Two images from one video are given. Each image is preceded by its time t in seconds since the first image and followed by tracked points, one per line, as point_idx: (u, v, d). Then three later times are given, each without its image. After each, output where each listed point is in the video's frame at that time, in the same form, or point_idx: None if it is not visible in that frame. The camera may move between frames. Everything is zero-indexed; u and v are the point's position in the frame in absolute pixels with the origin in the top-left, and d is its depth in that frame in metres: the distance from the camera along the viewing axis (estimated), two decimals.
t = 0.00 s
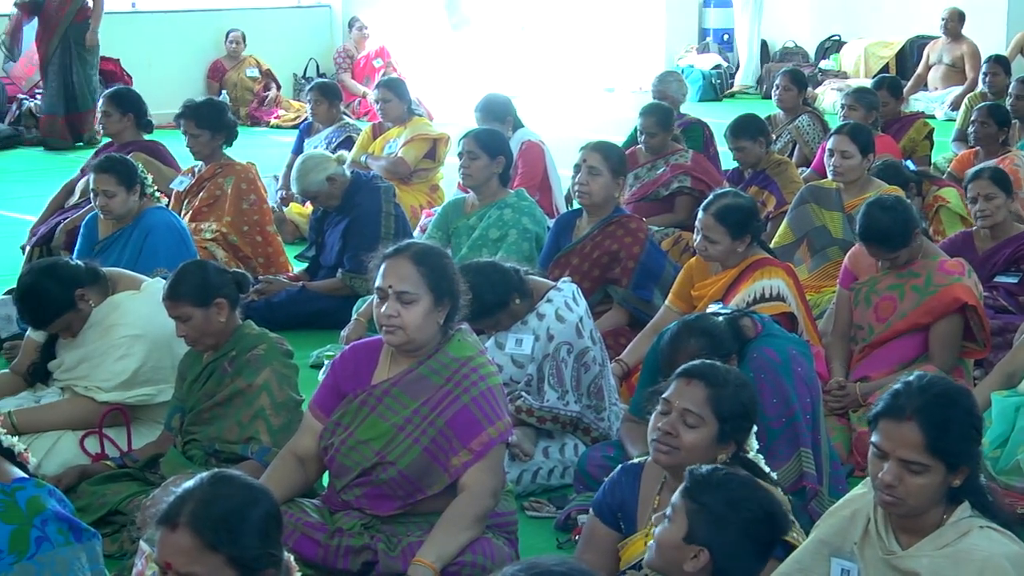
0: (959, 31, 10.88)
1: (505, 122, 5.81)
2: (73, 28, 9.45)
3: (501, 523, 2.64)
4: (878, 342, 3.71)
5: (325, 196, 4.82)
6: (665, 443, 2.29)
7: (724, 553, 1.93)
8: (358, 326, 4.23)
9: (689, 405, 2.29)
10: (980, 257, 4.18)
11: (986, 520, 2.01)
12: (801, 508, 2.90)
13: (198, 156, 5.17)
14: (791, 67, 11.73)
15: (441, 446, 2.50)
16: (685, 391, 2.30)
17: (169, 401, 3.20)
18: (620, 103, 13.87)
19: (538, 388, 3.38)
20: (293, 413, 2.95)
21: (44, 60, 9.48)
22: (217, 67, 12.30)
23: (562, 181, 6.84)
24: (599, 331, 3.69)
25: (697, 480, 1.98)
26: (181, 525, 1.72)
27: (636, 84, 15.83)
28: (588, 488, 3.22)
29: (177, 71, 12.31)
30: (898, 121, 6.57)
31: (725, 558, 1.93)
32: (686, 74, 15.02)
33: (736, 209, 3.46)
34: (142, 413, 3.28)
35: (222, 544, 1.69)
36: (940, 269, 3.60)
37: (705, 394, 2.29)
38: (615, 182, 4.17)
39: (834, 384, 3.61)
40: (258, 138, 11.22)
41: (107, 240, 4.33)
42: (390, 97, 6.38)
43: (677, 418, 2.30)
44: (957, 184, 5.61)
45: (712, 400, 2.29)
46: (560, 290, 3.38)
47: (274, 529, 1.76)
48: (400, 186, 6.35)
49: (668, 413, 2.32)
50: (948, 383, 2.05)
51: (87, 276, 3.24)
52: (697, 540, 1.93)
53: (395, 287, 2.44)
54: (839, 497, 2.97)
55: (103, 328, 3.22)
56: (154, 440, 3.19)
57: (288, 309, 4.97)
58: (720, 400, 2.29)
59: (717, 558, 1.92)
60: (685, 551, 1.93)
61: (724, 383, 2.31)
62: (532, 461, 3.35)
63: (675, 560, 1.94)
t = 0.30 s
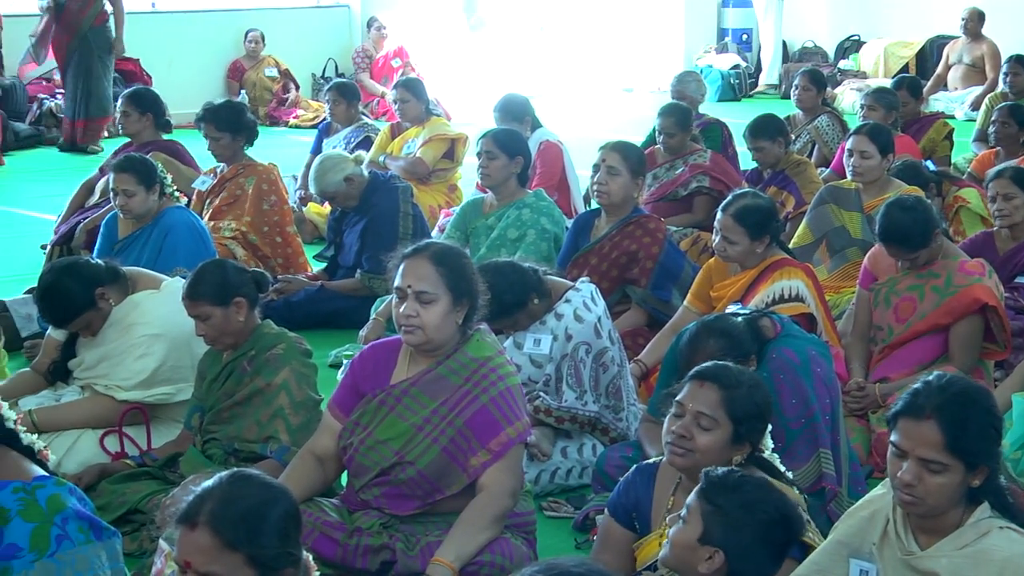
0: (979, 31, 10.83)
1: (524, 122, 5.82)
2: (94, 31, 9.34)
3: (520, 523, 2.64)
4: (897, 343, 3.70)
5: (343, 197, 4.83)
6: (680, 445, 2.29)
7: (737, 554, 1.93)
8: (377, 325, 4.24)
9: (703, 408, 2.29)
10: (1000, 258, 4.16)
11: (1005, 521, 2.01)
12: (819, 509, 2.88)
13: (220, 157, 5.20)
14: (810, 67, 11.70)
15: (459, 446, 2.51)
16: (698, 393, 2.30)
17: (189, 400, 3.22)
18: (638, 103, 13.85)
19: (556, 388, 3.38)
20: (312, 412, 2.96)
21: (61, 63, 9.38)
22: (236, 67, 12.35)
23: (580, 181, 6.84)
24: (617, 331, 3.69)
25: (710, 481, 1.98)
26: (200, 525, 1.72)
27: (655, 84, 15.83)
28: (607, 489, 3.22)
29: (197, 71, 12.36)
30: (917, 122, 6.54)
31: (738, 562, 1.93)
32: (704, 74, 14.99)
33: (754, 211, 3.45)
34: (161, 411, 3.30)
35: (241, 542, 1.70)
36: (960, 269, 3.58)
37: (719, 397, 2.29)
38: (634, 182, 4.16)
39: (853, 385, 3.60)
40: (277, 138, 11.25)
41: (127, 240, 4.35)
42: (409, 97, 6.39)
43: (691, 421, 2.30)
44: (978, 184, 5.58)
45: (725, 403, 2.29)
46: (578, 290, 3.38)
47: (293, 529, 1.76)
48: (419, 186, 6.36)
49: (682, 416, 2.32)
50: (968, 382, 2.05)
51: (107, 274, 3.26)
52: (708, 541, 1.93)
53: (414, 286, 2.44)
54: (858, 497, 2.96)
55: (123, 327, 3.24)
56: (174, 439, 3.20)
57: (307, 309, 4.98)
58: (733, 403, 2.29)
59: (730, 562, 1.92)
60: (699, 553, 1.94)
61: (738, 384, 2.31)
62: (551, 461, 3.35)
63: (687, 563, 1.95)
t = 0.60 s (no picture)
0: (1003, 31, 10.77)
1: (546, 122, 5.82)
2: (120, 31, 9.30)
3: (542, 523, 2.65)
4: (920, 345, 3.68)
5: (364, 197, 4.85)
6: (705, 444, 2.29)
7: (753, 552, 1.92)
8: (399, 325, 4.26)
9: (729, 406, 2.29)
10: None
11: None
12: (842, 509, 2.86)
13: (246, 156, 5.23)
14: (833, 67, 11.66)
15: (481, 446, 2.51)
16: (725, 391, 2.30)
17: (212, 399, 3.25)
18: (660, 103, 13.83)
19: (578, 388, 3.38)
20: (334, 411, 2.98)
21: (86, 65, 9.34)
22: (260, 66, 12.41)
23: (602, 180, 6.84)
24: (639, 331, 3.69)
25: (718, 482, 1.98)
26: (222, 524, 1.72)
27: (677, 84, 15.83)
28: (628, 489, 3.22)
29: (220, 71, 12.41)
30: (940, 122, 6.51)
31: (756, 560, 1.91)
32: (727, 74, 14.95)
33: (777, 211, 3.45)
34: (184, 410, 3.33)
35: (263, 542, 1.69)
36: (983, 270, 3.56)
37: (745, 395, 2.29)
38: (656, 181, 4.16)
39: (876, 385, 3.59)
40: (299, 137, 11.29)
41: (150, 239, 4.38)
42: (431, 97, 6.41)
43: (717, 419, 2.30)
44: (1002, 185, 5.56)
45: (752, 402, 2.28)
46: (601, 290, 3.39)
47: (315, 529, 1.76)
48: (441, 185, 6.38)
49: (708, 414, 2.32)
50: (990, 382, 2.04)
51: (131, 273, 3.27)
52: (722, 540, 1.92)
53: (436, 287, 2.45)
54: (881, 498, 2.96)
55: (146, 326, 3.26)
56: (196, 438, 3.22)
57: (329, 308, 5.00)
58: (760, 402, 2.28)
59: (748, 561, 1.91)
60: (717, 555, 1.92)
61: (764, 383, 2.30)
62: (572, 461, 3.35)
63: (706, 567, 1.93)
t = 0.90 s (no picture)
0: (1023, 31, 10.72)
1: (563, 122, 5.82)
2: (139, 36, 9.24)
3: (559, 523, 2.65)
4: (937, 346, 3.67)
5: (383, 195, 4.85)
6: (724, 444, 2.29)
7: (771, 549, 1.91)
8: (416, 325, 4.26)
9: (749, 406, 2.28)
10: None
11: None
12: (860, 511, 2.87)
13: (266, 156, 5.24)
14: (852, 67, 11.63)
15: (499, 446, 2.52)
16: (745, 392, 2.30)
17: (229, 398, 3.27)
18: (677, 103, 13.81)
19: (595, 388, 3.38)
20: (351, 411, 2.99)
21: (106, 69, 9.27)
22: (280, 65, 12.46)
23: (620, 180, 6.83)
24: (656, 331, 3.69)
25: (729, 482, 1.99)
26: (240, 524, 1.71)
27: (694, 84, 15.81)
28: (645, 489, 3.21)
29: (239, 71, 12.44)
30: (959, 122, 6.48)
31: (772, 558, 1.91)
32: (744, 74, 14.91)
33: (795, 212, 3.44)
34: (201, 409, 3.34)
35: (281, 542, 1.68)
36: (1002, 270, 3.54)
37: (765, 396, 2.28)
38: (673, 181, 4.16)
39: (894, 386, 3.58)
40: (317, 137, 11.31)
41: (168, 238, 4.40)
42: (449, 97, 6.42)
43: (736, 419, 2.29)
44: (1022, 186, 5.53)
45: (772, 402, 2.28)
46: (618, 290, 3.39)
47: (333, 529, 1.75)
48: (458, 185, 6.38)
49: (727, 414, 2.31)
50: (1013, 379, 2.04)
51: (148, 273, 3.28)
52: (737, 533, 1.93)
53: (453, 287, 2.45)
54: (899, 499, 2.95)
55: (164, 325, 3.27)
56: (214, 438, 3.24)
57: (346, 308, 5.01)
58: (780, 402, 2.28)
59: (765, 560, 1.90)
60: (733, 555, 1.92)
61: (784, 384, 2.30)
62: (589, 461, 3.35)
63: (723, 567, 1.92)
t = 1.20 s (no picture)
0: None
1: (584, 122, 5.82)
2: (158, 37, 9.19)
3: (579, 523, 2.65)
4: (959, 346, 3.65)
5: (405, 194, 4.85)
6: (740, 447, 2.29)
7: (789, 544, 1.91)
8: (436, 324, 4.27)
9: (763, 410, 2.28)
10: None
11: None
12: (880, 512, 2.87)
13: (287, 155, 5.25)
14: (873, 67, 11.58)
15: (519, 446, 2.52)
16: (758, 396, 2.30)
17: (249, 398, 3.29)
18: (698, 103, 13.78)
19: (615, 388, 3.38)
20: (371, 411, 3.00)
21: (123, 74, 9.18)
22: (305, 64, 12.55)
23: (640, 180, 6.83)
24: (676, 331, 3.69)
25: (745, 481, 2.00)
26: (262, 523, 1.70)
27: (715, 84, 15.77)
28: (665, 489, 3.21)
29: (261, 71, 12.50)
30: (981, 122, 6.45)
31: (790, 553, 1.91)
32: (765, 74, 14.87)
33: (816, 211, 3.44)
34: (221, 409, 3.36)
35: (302, 541, 1.68)
36: None
37: (779, 398, 2.28)
38: (693, 181, 4.15)
39: (915, 386, 3.57)
40: (338, 137, 11.34)
41: (189, 238, 4.42)
42: (470, 96, 6.42)
43: (751, 423, 2.29)
44: None
45: (785, 404, 2.28)
46: (638, 290, 3.39)
47: (353, 526, 1.74)
48: (479, 185, 6.40)
49: (742, 417, 2.32)
50: None
51: (169, 273, 3.31)
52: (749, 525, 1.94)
53: (472, 287, 2.46)
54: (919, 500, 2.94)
55: (185, 325, 3.29)
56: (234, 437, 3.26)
57: (366, 307, 5.03)
58: (794, 404, 2.28)
59: (782, 555, 1.90)
60: (751, 552, 1.91)
61: (798, 386, 2.30)
62: (609, 461, 3.35)
63: (742, 564, 1.93)
